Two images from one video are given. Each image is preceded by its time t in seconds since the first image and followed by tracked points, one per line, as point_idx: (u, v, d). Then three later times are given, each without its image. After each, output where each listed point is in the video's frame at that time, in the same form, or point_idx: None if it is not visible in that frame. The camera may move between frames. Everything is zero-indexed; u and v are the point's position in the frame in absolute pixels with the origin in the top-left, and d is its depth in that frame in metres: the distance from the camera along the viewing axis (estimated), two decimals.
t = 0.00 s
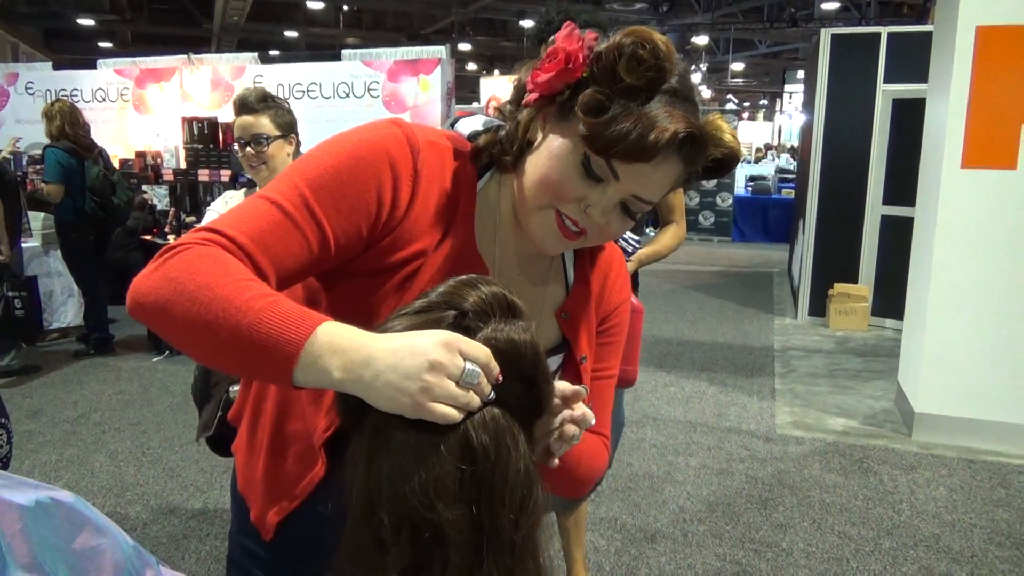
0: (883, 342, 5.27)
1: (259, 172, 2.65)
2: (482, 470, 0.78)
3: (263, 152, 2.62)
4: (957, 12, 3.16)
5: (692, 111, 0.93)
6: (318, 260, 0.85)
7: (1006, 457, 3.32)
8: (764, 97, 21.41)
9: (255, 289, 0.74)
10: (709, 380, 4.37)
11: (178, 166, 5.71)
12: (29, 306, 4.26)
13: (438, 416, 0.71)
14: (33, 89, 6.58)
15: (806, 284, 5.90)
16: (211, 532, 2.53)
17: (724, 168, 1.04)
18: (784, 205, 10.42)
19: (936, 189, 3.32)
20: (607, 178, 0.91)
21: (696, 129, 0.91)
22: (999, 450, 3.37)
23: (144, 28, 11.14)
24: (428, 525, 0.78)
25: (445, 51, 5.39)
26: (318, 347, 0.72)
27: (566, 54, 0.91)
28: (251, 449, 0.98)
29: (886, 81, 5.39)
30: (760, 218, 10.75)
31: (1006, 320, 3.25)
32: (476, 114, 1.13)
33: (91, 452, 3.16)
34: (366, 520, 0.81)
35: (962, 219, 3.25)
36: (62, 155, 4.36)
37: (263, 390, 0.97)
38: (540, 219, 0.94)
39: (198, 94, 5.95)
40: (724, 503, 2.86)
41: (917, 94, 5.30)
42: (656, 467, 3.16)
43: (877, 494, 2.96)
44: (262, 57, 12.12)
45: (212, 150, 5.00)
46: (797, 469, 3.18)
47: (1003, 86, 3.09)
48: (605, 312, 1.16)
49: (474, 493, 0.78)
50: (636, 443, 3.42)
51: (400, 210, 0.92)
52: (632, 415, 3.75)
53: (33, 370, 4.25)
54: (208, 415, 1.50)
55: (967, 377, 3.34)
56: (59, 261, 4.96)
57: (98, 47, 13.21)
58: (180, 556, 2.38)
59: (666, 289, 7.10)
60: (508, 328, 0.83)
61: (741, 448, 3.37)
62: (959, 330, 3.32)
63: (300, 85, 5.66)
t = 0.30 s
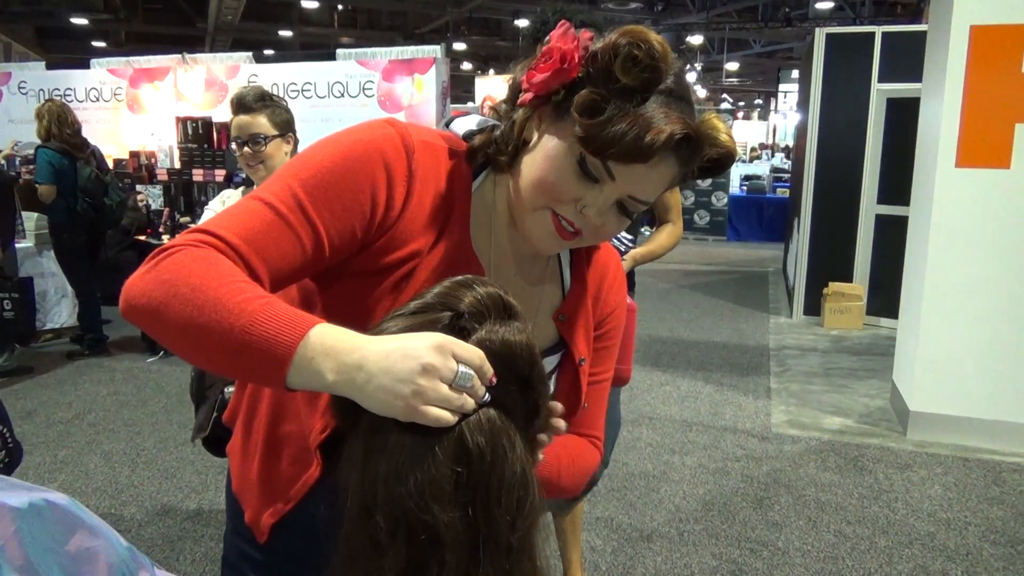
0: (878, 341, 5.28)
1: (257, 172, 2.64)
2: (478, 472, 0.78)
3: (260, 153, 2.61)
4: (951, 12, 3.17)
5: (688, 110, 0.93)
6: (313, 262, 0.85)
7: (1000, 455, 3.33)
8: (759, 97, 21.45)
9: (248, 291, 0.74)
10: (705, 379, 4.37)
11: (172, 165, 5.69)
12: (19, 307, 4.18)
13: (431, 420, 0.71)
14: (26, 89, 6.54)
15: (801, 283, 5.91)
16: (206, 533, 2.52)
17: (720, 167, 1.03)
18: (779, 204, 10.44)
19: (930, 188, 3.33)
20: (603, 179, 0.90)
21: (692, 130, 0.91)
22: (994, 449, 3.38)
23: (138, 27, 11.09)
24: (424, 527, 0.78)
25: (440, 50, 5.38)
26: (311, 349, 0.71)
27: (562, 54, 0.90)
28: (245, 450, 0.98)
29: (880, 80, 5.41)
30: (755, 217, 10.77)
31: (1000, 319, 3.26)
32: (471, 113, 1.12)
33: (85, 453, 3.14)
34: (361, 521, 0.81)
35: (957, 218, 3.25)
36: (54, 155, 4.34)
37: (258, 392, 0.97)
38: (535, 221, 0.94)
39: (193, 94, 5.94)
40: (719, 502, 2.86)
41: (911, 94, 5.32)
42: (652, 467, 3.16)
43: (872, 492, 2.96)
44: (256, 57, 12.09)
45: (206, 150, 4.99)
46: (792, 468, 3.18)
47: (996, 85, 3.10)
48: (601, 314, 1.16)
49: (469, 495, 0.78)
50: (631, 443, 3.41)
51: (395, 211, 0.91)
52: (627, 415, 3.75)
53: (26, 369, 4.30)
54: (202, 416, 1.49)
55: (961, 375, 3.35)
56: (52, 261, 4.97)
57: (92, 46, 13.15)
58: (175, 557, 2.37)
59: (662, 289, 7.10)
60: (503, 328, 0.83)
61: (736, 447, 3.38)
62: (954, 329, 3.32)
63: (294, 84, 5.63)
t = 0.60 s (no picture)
0: (872, 341, 5.30)
1: (252, 172, 2.63)
2: (476, 475, 0.77)
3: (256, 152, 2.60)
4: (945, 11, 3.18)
5: (683, 106, 0.93)
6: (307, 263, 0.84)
7: (994, 454, 3.34)
8: (753, 96, 21.50)
9: (242, 293, 0.74)
10: (700, 378, 4.38)
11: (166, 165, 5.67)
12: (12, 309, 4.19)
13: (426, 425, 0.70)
14: (19, 88, 6.51)
15: (796, 282, 5.93)
16: (201, 535, 2.51)
17: (715, 163, 1.03)
18: (774, 204, 10.47)
19: (925, 187, 3.34)
20: (598, 175, 0.90)
21: (687, 125, 0.91)
22: (987, 448, 3.39)
23: (131, 26, 11.04)
24: (421, 530, 0.77)
25: (435, 50, 5.37)
26: (307, 351, 0.71)
27: (555, 51, 0.90)
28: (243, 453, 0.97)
29: (874, 80, 5.42)
30: (750, 217, 10.79)
31: (994, 318, 3.28)
32: (465, 113, 1.12)
33: (79, 455, 3.13)
34: (358, 524, 0.80)
35: (951, 219, 3.26)
36: (46, 155, 4.32)
37: (255, 394, 0.96)
38: (531, 219, 0.94)
39: (187, 93, 5.91)
40: (715, 502, 2.86)
41: (905, 94, 5.34)
42: (648, 467, 3.16)
43: (867, 492, 2.97)
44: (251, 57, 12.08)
45: (200, 149, 4.98)
46: (787, 467, 3.19)
47: (991, 85, 3.12)
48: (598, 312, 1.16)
49: (467, 498, 0.78)
50: (627, 443, 3.42)
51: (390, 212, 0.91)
52: (623, 415, 3.76)
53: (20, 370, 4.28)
54: (192, 417, 1.48)
55: (956, 375, 3.36)
56: (45, 261, 4.90)
57: (85, 45, 13.09)
58: (169, 559, 2.36)
59: (657, 288, 7.11)
60: (501, 331, 0.83)
61: (731, 446, 3.38)
62: (949, 329, 3.33)
63: (289, 84, 5.63)
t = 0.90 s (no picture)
0: (866, 340, 5.31)
1: (246, 172, 2.62)
2: (470, 476, 0.77)
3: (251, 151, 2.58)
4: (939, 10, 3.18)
5: (652, 75, 0.93)
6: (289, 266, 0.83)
7: (987, 454, 3.36)
8: (748, 97, 21.55)
9: (226, 302, 0.73)
10: (695, 378, 4.38)
11: (160, 165, 5.65)
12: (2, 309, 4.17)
13: (417, 427, 0.70)
14: (11, 86, 6.48)
15: (790, 282, 5.94)
16: (195, 536, 2.50)
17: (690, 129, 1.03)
18: (769, 204, 10.49)
19: (919, 187, 3.34)
20: (573, 152, 0.90)
21: (656, 93, 0.91)
22: (981, 447, 3.41)
23: (125, 25, 10.99)
24: (415, 533, 0.77)
25: (430, 50, 5.35)
26: (293, 352, 0.71)
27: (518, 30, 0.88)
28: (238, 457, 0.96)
29: (868, 80, 5.43)
30: (744, 216, 10.81)
31: (988, 318, 3.28)
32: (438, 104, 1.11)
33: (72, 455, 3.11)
34: (351, 526, 0.79)
35: (945, 219, 3.27)
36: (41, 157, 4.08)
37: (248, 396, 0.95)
38: (511, 204, 0.93)
39: (180, 92, 5.89)
40: (710, 502, 2.86)
41: (898, 94, 5.35)
42: (642, 467, 3.16)
43: (862, 491, 2.98)
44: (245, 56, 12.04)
45: (194, 149, 4.96)
46: (782, 467, 3.19)
47: (984, 86, 3.13)
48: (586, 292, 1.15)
49: (461, 499, 0.77)
50: (622, 442, 3.42)
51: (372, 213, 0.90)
52: (617, 414, 3.76)
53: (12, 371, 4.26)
54: (181, 417, 1.45)
55: (950, 375, 3.36)
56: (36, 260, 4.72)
57: (78, 44, 13.03)
58: (162, 561, 2.35)
59: (652, 288, 7.11)
60: (494, 332, 0.82)
61: (726, 446, 3.38)
62: (943, 329, 3.34)
63: (283, 83, 5.61)
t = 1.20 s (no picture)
0: (861, 341, 5.33)
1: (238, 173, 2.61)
2: (465, 479, 0.77)
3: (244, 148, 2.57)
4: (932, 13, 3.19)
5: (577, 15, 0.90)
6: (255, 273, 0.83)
7: (981, 454, 3.37)
8: (743, 98, 21.59)
9: (208, 328, 0.73)
10: (691, 379, 4.38)
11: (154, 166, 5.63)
12: None
13: (412, 434, 0.70)
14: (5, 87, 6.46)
15: (785, 283, 5.95)
16: (190, 539, 2.49)
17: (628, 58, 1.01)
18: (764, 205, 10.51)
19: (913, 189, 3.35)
20: (518, 111, 0.88)
21: (584, 32, 0.87)
22: (974, 448, 3.42)
23: (120, 26, 10.94)
24: (410, 537, 0.76)
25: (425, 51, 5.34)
26: (285, 365, 0.71)
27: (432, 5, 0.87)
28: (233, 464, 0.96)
29: (863, 82, 5.45)
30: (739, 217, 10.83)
31: (981, 319, 3.29)
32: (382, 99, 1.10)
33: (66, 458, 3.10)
34: (347, 532, 0.79)
35: (939, 221, 3.28)
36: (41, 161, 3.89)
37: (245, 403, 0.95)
38: (471, 178, 0.92)
39: (175, 93, 5.87)
40: (706, 503, 2.86)
41: (893, 95, 5.36)
42: (638, 468, 3.16)
43: (857, 492, 2.98)
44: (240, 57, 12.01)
45: (188, 150, 4.94)
46: (777, 468, 3.19)
47: (977, 88, 3.14)
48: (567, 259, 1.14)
49: (457, 503, 0.77)
50: (618, 444, 3.41)
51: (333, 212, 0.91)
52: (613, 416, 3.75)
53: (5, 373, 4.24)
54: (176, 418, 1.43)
55: (945, 376, 3.37)
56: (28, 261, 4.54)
57: (72, 44, 12.98)
58: (157, 564, 2.34)
59: (648, 289, 7.12)
60: (490, 334, 0.82)
61: (721, 447, 3.38)
62: (937, 330, 3.35)
63: (278, 84, 5.59)
